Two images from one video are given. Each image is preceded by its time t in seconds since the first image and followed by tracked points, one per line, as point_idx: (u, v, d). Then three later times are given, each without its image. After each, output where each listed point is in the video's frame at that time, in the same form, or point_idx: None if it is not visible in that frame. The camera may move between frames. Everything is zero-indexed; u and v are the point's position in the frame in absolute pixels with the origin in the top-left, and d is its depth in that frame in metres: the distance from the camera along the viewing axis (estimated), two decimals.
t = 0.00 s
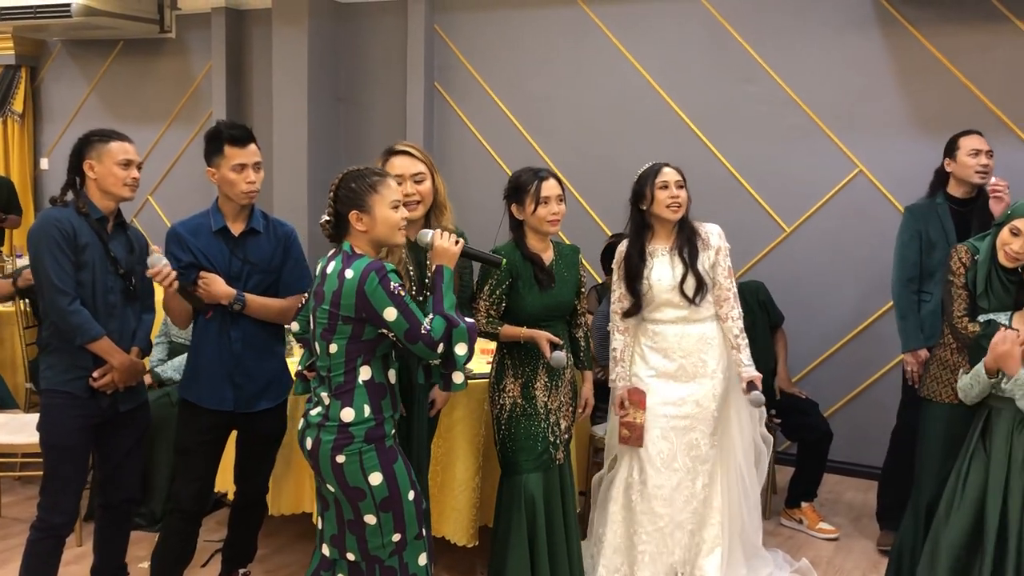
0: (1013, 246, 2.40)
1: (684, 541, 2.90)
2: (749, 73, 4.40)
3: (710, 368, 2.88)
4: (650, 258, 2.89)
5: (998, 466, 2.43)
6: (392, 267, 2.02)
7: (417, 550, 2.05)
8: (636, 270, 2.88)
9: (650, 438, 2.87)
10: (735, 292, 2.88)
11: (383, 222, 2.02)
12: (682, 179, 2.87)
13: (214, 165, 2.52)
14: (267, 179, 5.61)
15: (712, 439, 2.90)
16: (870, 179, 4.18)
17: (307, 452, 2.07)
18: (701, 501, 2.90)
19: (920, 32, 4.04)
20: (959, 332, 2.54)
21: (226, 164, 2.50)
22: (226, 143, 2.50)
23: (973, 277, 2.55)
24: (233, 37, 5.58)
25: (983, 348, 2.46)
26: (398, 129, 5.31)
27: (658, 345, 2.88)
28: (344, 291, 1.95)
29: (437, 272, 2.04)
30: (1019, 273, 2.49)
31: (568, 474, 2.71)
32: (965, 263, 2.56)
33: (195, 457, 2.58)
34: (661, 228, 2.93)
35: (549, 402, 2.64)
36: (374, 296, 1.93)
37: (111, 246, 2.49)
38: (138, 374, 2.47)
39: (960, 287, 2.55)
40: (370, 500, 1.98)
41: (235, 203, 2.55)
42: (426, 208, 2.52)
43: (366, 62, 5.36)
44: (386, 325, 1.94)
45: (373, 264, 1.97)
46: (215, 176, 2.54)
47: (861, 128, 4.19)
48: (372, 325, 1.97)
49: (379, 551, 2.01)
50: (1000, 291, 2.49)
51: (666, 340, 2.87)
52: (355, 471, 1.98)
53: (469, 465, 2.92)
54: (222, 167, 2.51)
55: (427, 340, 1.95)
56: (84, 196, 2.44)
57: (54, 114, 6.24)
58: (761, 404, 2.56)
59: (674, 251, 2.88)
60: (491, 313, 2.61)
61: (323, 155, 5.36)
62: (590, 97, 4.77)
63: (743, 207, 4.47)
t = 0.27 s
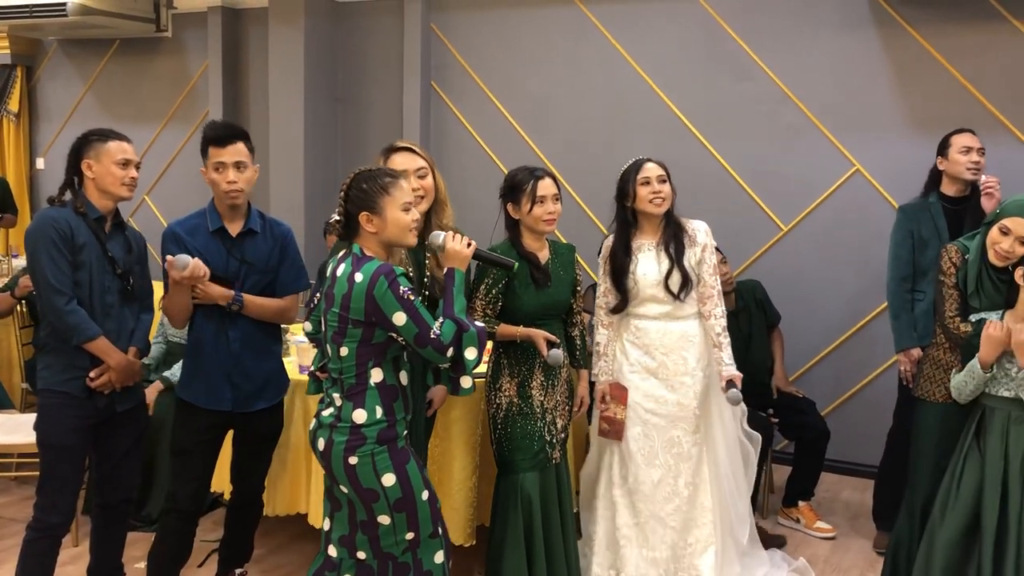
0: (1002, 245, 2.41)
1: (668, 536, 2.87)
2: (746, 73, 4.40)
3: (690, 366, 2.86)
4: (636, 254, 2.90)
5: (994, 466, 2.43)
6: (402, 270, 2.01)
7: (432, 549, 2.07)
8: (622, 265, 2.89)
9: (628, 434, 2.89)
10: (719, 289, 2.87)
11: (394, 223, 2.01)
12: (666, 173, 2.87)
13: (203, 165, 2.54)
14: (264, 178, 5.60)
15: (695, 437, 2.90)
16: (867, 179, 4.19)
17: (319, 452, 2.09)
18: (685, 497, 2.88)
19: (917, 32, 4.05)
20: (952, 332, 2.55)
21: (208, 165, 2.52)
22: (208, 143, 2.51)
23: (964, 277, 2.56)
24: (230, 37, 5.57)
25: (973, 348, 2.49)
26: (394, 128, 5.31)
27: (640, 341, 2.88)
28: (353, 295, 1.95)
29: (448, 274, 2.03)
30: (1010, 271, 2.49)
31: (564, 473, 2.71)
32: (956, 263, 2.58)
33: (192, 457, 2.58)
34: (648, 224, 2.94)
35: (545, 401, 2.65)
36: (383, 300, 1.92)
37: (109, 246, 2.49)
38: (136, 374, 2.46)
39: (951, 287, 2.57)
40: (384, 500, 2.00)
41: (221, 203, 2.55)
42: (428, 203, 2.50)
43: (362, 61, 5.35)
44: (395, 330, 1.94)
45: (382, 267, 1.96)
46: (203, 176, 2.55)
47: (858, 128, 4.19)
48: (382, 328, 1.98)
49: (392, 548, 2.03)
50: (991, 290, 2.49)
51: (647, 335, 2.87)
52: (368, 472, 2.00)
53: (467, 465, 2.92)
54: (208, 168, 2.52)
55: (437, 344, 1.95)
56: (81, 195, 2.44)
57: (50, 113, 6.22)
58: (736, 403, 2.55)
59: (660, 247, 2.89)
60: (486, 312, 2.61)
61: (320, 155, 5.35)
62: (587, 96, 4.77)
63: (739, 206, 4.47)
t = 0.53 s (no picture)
0: (986, 243, 2.44)
1: (659, 536, 2.87)
2: (744, 72, 4.41)
3: (674, 365, 2.89)
4: (627, 252, 2.90)
5: (984, 466, 2.44)
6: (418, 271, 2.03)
7: (451, 547, 2.09)
8: (612, 263, 2.89)
9: (618, 433, 2.88)
10: (704, 293, 2.92)
11: (410, 223, 2.02)
12: (658, 173, 2.87)
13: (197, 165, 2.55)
14: (262, 177, 5.60)
15: (685, 435, 2.90)
16: (864, 177, 4.20)
17: (342, 451, 2.10)
18: (677, 496, 2.88)
19: (915, 31, 4.05)
20: (939, 331, 2.56)
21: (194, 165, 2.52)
22: (196, 144, 2.51)
23: (949, 275, 2.58)
24: (227, 36, 5.57)
25: (959, 346, 2.48)
26: (392, 127, 5.31)
27: (627, 339, 2.89)
28: (371, 299, 1.98)
29: (466, 271, 2.07)
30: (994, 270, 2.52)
31: (562, 472, 2.72)
32: (940, 261, 2.59)
33: (191, 456, 2.58)
34: (640, 224, 2.95)
35: (542, 399, 2.65)
36: (400, 303, 1.95)
37: (108, 245, 2.49)
38: (134, 374, 2.46)
39: (936, 286, 2.59)
40: (407, 498, 2.02)
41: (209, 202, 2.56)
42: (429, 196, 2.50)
43: (360, 60, 5.35)
44: (415, 332, 1.96)
45: (398, 270, 1.98)
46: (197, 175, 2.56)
47: (856, 126, 4.20)
48: (401, 331, 2.00)
49: (411, 547, 2.04)
50: (976, 289, 2.52)
51: (634, 334, 2.87)
52: (392, 469, 2.01)
53: (464, 465, 2.92)
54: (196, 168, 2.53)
55: (457, 344, 1.98)
56: (80, 195, 2.44)
57: (48, 112, 6.22)
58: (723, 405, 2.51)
59: (651, 247, 2.90)
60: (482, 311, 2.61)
61: (317, 154, 5.35)
62: (585, 95, 4.78)
63: (737, 205, 4.48)
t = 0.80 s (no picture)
0: (968, 242, 2.44)
1: (658, 537, 2.85)
2: (743, 71, 4.41)
3: (668, 364, 2.89)
4: (625, 253, 2.89)
5: (965, 467, 2.44)
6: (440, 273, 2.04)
7: (469, 552, 2.12)
8: (612, 267, 2.87)
9: (616, 432, 2.88)
10: (698, 294, 2.94)
11: (433, 226, 2.02)
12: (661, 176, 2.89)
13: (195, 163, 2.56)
14: (261, 177, 5.60)
15: (680, 433, 2.90)
16: (863, 177, 4.20)
17: (365, 454, 2.12)
18: (675, 496, 2.87)
19: (914, 31, 4.05)
20: (922, 331, 2.55)
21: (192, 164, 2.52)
22: (194, 143, 2.51)
23: (931, 275, 2.57)
24: (227, 35, 5.57)
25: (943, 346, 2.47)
26: (391, 126, 5.31)
27: (623, 339, 2.88)
28: (394, 301, 1.99)
29: (488, 272, 2.08)
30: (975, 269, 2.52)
31: (560, 471, 2.72)
32: (922, 261, 2.59)
33: (189, 455, 2.58)
34: (637, 224, 2.94)
35: (541, 399, 2.65)
36: (424, 306, 1.96)
37: (105, 244, 2.49)
38: (132, 373, 2.46)
39: (918, 285, 2.58)
40: (430, 501, 2.05)
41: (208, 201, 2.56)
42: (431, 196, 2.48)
43: (359, 60, 5.35)
44: (439, 334, 1.97)
45: (421, 272, 1.99)
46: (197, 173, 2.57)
47: (855, 126, 4.20)
48: (424, 333, 2.01)
49: (432, 553, 2.07)
50: (958, 288, 2.52)
51: (631, 335, 2.87)
52: (415, 472, 2.03)
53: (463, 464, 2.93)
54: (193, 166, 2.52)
55: (480, 346, 1.98)
56: (77, 195, 2.43)
57: (47, 112, 6.21)
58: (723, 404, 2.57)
59: (648, 249, 2.91)
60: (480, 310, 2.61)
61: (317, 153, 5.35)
62: (584, 94, 4.78)
63: (737, 205, 4.48)
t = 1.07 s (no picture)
0: (958, 243, 2.44)
1: (661, 535, 2.87)
2: (742, 71, 4.41)
3: (669, 364, 2.90)
4: (626, 255, 2.88)
5: (957, 469, 2.44)
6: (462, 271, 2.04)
7: (473, 560, 2.15)
8: (614, 268, 2.85)
9: (618, 433, 2.88)
10: (696, 293, 2.97)
11: (457, 225, 2.04)
12: (656, 175, 2.89)
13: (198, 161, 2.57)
14: (261, 177, 5.60)
15: (681, 432, 2.91)
16: (862, 177, 4.20)
17: (372, 455, 2.12)
18: (677, 495, 2.88)
19: (913, 31, 4.06)
20: (913, 333, 2.54)
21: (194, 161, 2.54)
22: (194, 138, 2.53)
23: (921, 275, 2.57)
24: (226, 35, 5.57)
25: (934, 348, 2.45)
26: (391, 126, 5.31)
27: (625, 341, 2.88)
28: (414, 296, 1.98)
29: (509, 275, 2.07)
30: (964, 269, 2.53)
31: (559, 471, 2.72)
32: (912, 262, 2.59)
33: (188, 456, 2.58)
34: (637, 225, 2.94)
35: (540, 400, 2.65)
36: (444, 301, 1.96)
37: (102, 243, 2.49)
38: (129, 373, 2.46)
39: (908, 286, 2.58)
40: (435, 504, 2.06)
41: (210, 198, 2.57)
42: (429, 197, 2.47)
43: (359, 60, 5.35)
44: (458, 330, 1.97)
45: (442, 267, 1.99)
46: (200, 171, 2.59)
47: (854, 126, 4.20)
48: (441, 329, 2.02)
49: (438, 559, 2.10)
50: (948, 288, 2.52)
51: (633, 336, 2.87)
52: (423, 474, 2.04)
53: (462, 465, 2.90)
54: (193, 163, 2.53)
55: (499, 345, 1.98)
56: (73, 194, 2.44)
57: (47, 111, 6.21)
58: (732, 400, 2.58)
59: (649, 249, 2.91)
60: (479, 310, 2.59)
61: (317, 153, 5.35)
62: (583, 94, 4.78)
63: (737, 205, 4.47)
